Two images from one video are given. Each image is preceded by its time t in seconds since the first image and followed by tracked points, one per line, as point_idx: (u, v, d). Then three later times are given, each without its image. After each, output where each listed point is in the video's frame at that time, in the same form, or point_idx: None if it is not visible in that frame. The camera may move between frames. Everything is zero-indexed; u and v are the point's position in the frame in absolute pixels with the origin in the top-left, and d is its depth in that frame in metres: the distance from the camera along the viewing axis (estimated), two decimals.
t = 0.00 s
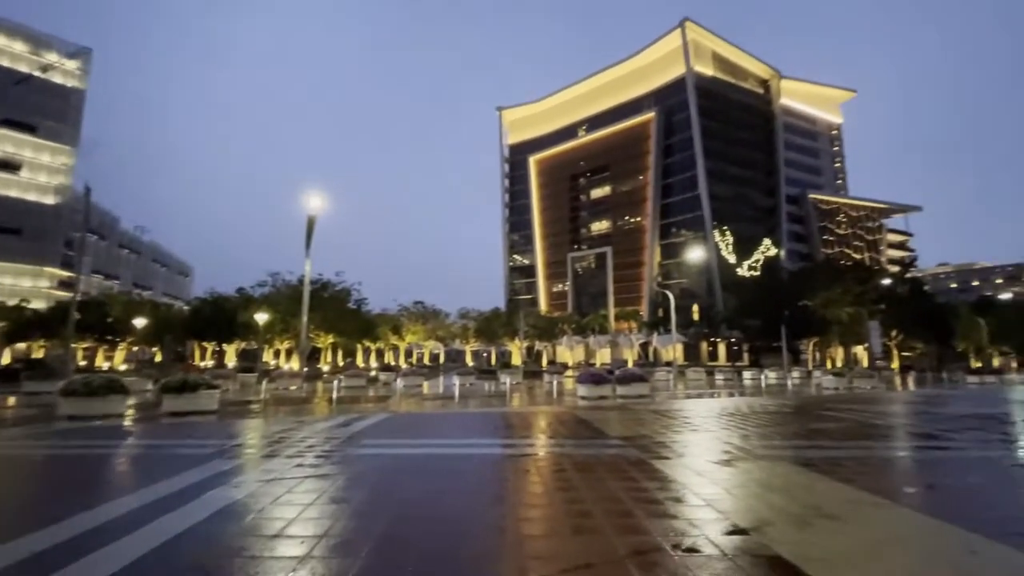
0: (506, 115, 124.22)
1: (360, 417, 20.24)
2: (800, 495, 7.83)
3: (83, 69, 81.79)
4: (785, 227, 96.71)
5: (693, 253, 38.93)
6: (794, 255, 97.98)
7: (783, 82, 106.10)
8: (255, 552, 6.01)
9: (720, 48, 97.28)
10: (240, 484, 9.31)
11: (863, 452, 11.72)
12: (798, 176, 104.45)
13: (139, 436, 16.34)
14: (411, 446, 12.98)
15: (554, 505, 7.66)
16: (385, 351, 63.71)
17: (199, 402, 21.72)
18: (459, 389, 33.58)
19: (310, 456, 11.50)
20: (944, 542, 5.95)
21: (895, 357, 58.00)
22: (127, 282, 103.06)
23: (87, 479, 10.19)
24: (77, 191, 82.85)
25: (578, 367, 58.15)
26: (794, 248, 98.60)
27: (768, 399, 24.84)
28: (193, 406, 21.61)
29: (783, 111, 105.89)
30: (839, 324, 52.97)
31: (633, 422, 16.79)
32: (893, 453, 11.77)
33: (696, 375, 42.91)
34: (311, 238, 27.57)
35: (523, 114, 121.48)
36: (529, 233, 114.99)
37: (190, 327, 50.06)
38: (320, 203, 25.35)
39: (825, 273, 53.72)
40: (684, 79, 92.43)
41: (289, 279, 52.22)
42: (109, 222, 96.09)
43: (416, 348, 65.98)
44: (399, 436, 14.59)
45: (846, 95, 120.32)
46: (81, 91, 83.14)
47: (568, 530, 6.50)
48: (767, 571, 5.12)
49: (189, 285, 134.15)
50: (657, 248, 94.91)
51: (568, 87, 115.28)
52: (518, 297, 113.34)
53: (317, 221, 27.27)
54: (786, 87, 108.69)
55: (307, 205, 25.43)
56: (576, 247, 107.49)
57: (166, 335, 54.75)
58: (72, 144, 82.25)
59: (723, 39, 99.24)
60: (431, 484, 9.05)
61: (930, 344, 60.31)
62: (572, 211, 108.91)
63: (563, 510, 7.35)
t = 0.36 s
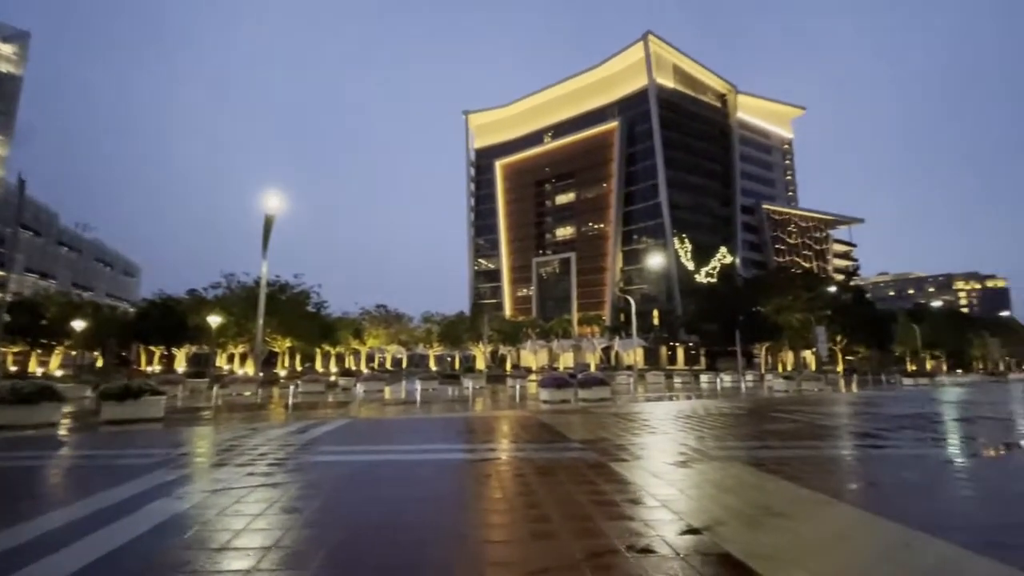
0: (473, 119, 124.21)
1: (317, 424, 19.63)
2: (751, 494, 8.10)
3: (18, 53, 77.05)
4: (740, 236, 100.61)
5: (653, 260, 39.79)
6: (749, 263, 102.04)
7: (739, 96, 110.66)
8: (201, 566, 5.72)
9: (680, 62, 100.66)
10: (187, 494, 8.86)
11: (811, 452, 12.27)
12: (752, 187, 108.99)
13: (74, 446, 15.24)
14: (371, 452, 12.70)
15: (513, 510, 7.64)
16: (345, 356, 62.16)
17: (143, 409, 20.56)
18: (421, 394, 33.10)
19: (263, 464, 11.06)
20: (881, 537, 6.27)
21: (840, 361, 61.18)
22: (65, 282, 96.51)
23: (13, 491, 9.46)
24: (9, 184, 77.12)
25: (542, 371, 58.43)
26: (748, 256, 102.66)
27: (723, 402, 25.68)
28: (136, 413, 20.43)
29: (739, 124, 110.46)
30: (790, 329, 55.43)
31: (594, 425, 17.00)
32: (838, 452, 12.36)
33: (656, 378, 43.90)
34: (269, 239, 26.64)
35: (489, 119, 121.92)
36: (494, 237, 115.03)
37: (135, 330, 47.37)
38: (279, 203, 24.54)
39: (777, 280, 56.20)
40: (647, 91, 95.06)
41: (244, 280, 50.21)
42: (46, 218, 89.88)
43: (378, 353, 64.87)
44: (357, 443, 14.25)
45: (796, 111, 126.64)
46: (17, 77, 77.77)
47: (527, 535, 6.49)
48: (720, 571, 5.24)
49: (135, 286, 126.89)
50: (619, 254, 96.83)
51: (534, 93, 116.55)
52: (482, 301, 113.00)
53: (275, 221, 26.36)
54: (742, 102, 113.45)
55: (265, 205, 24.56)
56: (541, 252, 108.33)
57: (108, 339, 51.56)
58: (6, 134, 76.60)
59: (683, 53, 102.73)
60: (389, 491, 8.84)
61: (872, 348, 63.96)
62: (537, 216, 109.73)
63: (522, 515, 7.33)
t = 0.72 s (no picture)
0: (448, 116, 123.38)
1: (285, 425, 19.13)
2: (720, 489, 8.28)
3: None
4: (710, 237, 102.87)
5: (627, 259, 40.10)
6: (718, 263, 104.48)
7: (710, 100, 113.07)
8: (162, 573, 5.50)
9: (653, 64, 102.21)
10: (146, 499, 8.52)
11: (776, 447, 12.64)
12: (722, 189, 111.63)
13: (24, 452, 14.44)
14: (341, 454, 12.46)
15: (484, 510, 7.61)
16: (316, 356, 60.91)
17: (101, 412, 19.67)
18: (395, 394, 32.70)
19: (227, 468, 10.72)
20: (839, 527, 6.52)
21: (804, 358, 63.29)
22: (17, 280, 91.62)
23: None
24: None
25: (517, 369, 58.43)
26: (718, 256, 105.12)
27: (693, 399, 26.17)
28: (93, 417, 19.52)
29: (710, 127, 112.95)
30: (757, 327, 57.00)
31: (568, 423, 17.09)
32: (801, 446, 12.78)
33: (628, 376, 44.45)
34: (236, 235, 25.85)
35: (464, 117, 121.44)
36: (469, 236, 114.58)
37: (93, 330, 45.32)
38: (246, 199, 23.81)
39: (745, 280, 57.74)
40: (621, 92, 96.18)
41: (210, 278, 48.57)
42: None
43: (351, 353, 63.73)
44: (327, 444, 13.96)
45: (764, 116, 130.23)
46: None
47: (498, 534, 6.48)
48: (689, 565, 5.34)
49: (94, 284, 121.45)
50: (593, 253, 97.80)
51: (509, 92, 116.63)
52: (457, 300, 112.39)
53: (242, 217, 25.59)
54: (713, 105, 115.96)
55: (232, 201, 23.79)
56: (516, 251, 108.43)
57: (64, 339, 49.18)
58: None
59: (656, 56, 104.35)
60: (360, 493, 8.70)
61: (834, 345, 66.32)
62: (512, 215, 109.79)
63: (496, 515, 7.30)
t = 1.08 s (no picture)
0: (414, 112, 121.47)
1: (245, 428, 18.44)
2: (681, 482, 8.49)
3: None
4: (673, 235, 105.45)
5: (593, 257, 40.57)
6: (680, 261, 107.27)
7: (673, 102, 115.71)
8: None
9: (619, 65, 103.70)
10: (91, 510, 8.05)
11: (734, 439, 13.08)
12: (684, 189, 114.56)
13: None
14: (304, 456, 12.11)
15: (451, 509, 7.56)
16: (277, 356, 59.06)
17: (43, 418, 18.46)
18: (359, 394, 32.06)
19: (181, 474, 10.23)
20: (794, 515, 6.80)
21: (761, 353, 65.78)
22: None
23: None
24: None
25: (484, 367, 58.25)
26: (680, 254, 107.89)
27: (656, 393, 26.78)
28: (33, 423, 18.30)
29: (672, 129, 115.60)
30: (717, 323, 58.71)
31: (535, 420, 17.17)
32: (758, 438, 13.26)
33: (594, 372, 45.04)
34: (190, 231, 24.68)
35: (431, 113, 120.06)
36: (436, 233, 113.49)
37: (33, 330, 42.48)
38: (202, 193, 22.79)
39: (706, 277, 59.44)
40: (587, 92, 97.21)
41: (162, 275, 46.24)
42: None
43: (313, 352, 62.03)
44: (288, 446, 13.56)
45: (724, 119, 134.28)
46: None
47: (464, 533, 6.44)
48: (653, 556, 5.45)
49: (32, 281, 113.80)
50: (560, 251, 98.62)
51: (476, 89, 115.96)
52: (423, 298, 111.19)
53: (197, 212, 24.45)
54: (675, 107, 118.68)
55: (187, 195, 22.71)
56: (483, 248, 108.15)
57: None
58: None
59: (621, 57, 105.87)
60: (324, 496, 8.49)
61: (788, 340, 69.18)
62: (479, 212, 109.39)
63: (462, 514, 7.25)
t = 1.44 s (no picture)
0: (370, 103, 119.03)
1: (185, 429, 17.45)
2: (634, 474, 8.73)
3: None
4: (627, 234, 108.10)
5: (549, 254, 40.93)
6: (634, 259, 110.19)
7: (628, 103, 118.41)
8: None
9: (577, 65, 104.91)
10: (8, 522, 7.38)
11: (683, 431, 13.59)
12: (638, 189, 117.65)
13: None
14: (251, 457, 11.58)
15: (406, 509, 7.44)
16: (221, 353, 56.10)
17: None
18: (309, 392, 30.93)
19: (113, 481, 9.54)
20: (739, 504, 7.13)
21: (708, 348, 68.62)
22: None
23: None
24: None
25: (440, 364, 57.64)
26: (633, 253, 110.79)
27: (610, 388, 27.41)
28: None
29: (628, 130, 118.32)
30: (667, 320, 60.30)
31: (491, 416, 17.18)
32: (704, 430, 13.84)
33: (549, 368, 45.53)
34: (124, 220, 23.00)
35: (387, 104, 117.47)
36: (392, 227, 111.25)
37: None
38: (137, 179, 21.27)
39: (658, 275, 61.36)
40: (546, 90, 97.81)
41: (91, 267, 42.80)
42: None
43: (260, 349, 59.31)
44: (233, 447, 12.92)
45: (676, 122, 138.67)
46: None
47: (419, 533, 6.35)
48: (607, 549, 5.57)
49: None
50: (517, 248, 99.00)
51: (435, 82, 114.37)
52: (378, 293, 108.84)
53: (132, 200, 22.81)
54: (631, 108, 121.52)
55: (120, 180, 21.16)
56: (441, 243, 107.01)
57: None
58: None
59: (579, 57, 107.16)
60: (272, 499, 8.14)
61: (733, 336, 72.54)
62: (437, 207, 108.09)
63: (417, 513, 7.15)
